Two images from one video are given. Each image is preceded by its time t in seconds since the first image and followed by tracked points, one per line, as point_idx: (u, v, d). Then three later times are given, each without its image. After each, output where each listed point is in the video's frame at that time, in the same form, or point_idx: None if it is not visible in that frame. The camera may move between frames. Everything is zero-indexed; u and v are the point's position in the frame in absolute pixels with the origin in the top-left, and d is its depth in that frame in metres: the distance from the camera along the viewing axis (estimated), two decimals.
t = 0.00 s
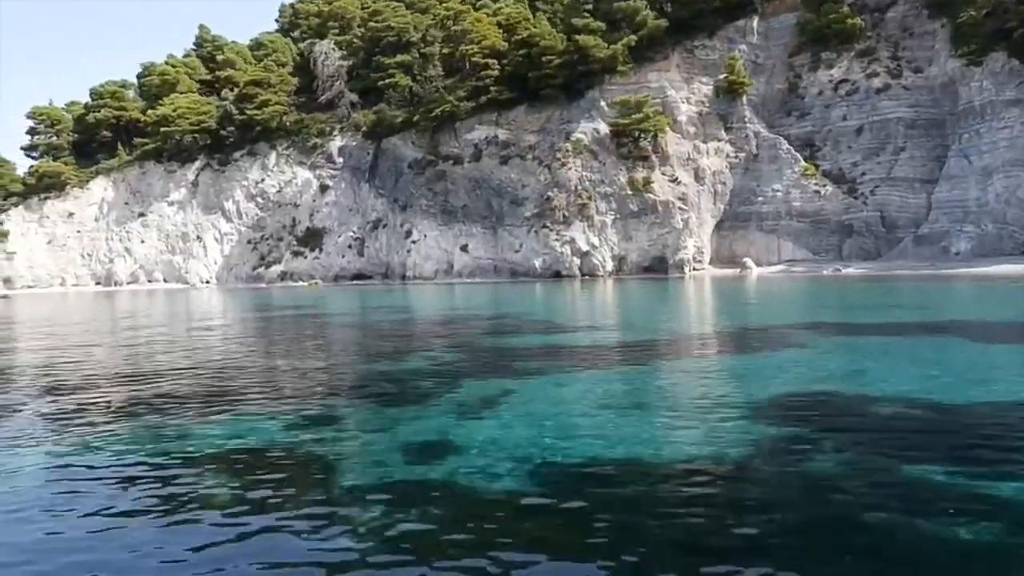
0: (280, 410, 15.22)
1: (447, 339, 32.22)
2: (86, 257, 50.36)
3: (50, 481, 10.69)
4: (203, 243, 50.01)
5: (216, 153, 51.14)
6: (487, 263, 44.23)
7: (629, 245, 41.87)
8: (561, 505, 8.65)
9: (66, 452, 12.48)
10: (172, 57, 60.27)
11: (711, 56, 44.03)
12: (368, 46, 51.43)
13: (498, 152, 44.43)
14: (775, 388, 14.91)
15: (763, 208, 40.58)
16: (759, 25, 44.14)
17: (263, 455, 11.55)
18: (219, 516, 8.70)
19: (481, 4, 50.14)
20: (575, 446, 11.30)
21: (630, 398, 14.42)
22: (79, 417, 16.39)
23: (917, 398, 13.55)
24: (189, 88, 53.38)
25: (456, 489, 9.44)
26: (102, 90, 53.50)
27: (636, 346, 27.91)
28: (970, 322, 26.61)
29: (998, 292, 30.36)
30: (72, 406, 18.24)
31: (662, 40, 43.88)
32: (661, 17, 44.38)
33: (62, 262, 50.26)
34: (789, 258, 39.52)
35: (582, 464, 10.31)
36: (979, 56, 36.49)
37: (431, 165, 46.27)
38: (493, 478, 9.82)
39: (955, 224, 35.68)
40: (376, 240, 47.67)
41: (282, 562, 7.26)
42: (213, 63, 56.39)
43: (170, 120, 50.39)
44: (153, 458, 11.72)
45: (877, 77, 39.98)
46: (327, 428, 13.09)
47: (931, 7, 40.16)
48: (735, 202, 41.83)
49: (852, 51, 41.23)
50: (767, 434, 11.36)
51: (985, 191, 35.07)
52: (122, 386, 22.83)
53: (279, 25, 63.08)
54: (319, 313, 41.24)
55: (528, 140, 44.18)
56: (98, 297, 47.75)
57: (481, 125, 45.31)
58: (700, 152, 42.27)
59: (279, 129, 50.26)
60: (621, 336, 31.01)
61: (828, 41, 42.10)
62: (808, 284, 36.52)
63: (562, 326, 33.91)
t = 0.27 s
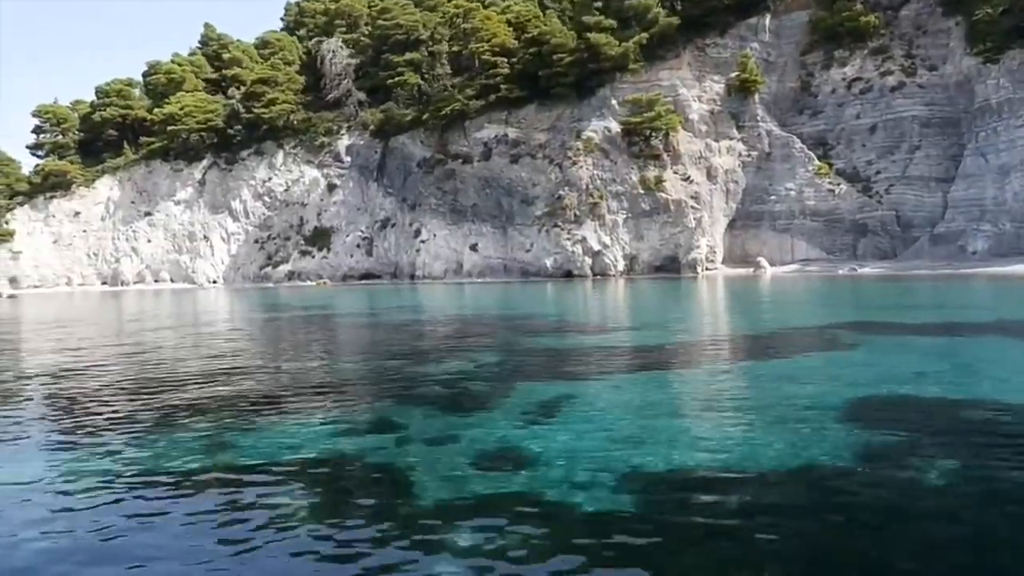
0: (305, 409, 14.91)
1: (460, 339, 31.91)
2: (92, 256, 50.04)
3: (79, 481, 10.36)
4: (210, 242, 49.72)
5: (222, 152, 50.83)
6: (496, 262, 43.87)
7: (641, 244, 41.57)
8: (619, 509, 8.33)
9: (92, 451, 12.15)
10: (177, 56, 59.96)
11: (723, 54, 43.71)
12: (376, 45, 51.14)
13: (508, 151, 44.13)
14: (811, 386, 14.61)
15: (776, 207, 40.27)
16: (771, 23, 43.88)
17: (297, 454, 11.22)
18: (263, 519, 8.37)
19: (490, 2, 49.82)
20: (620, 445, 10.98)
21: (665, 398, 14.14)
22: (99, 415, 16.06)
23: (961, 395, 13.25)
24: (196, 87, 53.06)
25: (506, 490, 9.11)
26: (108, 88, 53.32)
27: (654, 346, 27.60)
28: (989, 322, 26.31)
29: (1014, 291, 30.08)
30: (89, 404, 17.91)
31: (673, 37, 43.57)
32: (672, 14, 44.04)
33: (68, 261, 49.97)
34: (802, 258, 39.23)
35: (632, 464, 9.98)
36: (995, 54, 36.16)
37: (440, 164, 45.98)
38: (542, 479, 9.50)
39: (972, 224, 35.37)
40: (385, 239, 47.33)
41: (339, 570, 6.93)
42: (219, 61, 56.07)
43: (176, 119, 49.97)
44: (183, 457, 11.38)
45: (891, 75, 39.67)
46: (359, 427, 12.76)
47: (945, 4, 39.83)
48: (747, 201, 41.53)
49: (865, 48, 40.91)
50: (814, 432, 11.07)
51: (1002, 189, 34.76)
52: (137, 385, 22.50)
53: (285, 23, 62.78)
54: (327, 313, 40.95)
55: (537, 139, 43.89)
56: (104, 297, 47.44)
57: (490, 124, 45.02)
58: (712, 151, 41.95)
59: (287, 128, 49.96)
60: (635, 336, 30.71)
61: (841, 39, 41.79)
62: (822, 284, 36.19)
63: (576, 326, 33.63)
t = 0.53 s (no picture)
0: (326, 409, 14.67)
1: (470, 339, 31.63)
2: (96, 256, 49.74)
3: (107, 479, 10.12)
4: (215, 241, 49.43)
5: (228, 151, 50.55)
6: (504, 262, 43.56)
7: (651, 244, 41.33)
8: (672, 512, 8.09)
9: (116, 450, 11.91)
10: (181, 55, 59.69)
11: (733, 52, 43.45)
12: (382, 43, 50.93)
13: (516, 150, 43.89)
14: (840, 386, 14.43)
15: (787, 206, 40.02)
16: (781, 22, 43.68)
17: (328, 453, 10.98)
18: (304, 518, 8.13)
19: None
20: (659, 446, 10.75)
21: (694, 398, 13.94)
22: (116, 414, 15.81)
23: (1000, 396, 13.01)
24: (201, 86, 52.77)
25: (551, 492, 8.87)
26: (112, 87, 52.84)
27: (669, 347, 27.33)
28: (1006, 322, 26.05)
29: None
30: (104, 404, 17.66)
31: (683, 36, 43.29)
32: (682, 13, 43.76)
33: (72, 260, 49.70)
34: (813, 257, 38.99)
35: (676, 465, 9.74)
36: (1009, 52, 35.90)
37: (448, 164, 45.70)
38: (586, 480, 9.27)
39: (985, 223, 35.13)
40: (391, 239, 47.01)
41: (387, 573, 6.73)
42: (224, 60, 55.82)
43: (181, 118, 49.42)
44: (210, 456, 11.14)
45: (903, 73, 39.44)
46: (387, 427, 12.52)
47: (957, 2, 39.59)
48: (758, 200, 41.29)
49: (876, 47, 40.67)
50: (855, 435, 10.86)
51: (1016, 188, 34.50)
52: (149, 385, 22.25)
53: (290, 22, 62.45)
54: (334, 312, 40.68)
55: (546, 138, 43.65)
56: (109, 297, 47.15)
57: (498, 123, 44.78)
58: (723, 149, 41.69)
59: (293, 127, 49.66)
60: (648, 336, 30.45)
61: (852, 38, 41.56)
62: (834, 284, 35.94)
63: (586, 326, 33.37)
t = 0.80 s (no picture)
0: (353, 412, 14.33)
1: (484, 340, 31.26)
2: (102, 256, 49.39)
3: (138, 486, 9.75)
4: (221, 240, 49.07)
5: (234, 151, 50.20)
6: (514, 262, 43.20)
7: (663, 244, 40.98)
8: (740, 529, 7.74)
9: (142, 454, 11.54)
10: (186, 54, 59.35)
11: (744, 51, 43.11)
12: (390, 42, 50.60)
13: (526, 148, 43.55)
14: (881, 389, 14.10)
15: (801, 205, 39.67)
16: (793, 20, 43.37)
17: (365, 461, 10.61)
18: (355, 535, 7.78)
19: None
20: (708, 453, 10.40)
21: (731, 401, 13.61)
22: (135, 415, 15.45)
23: None
24: (207, 85, 52.43)
25: (608, 505, 8.53)
26: (117, 86, 52.46)
27: (686, 348, 26.98)
28: None
29: None
30: (120, 404, 17.28)
31: (695, 33, 42.93)
32: (694, 11, 43.41)
33: (78, 261, 49.35)
34: (827, 257, 38.63)
35: (730, 476, 9.40)
36: None
37: (457, 163, 45.36)
38: (641, 492, 8.92)
39: (1003, 222, 34.78)
40: (400, 239, 46.63)
41: None
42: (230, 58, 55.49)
43: (188, 116, 49.07)
44: (242, 462, 10.78)
45: (918, 71, 39.10)
46: (421, 432, 12.16)
47: None
48: (770, 200, 40.96)
49: (890, 45, 40.36)
50: (908, 443, 10.54)
51: None
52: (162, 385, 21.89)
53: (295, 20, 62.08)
54: (342, 312, 40.36)
55: (556, 136, 43.30)
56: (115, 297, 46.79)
57: (507, 122, 44.43)
58: (735, 148, 41.35)
59: (300, 126, 49.29)
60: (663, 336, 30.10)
61: (865, 36, 41.22)
62: (848, 284, 35.59)
63: (600, 326, 33.06)
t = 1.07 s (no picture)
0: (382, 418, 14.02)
1: (498, 341, 30.92)
2: (108, 256, 49.04)
3: (175, 506, 9.47)
4: (228, 240, 48.72)
5: (241, 150, 49.84)
6: (524, 262, 42.84)
7: (674, 244, 40.67)
8: (810, 551, 7.43)
9: (173, 467, 11.25)
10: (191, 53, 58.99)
11: (756, 49, 42.77)
12: (397, 40, 50.30)
13: (536, 147, 43.24)
14: (923, 395, 13.78)
15: (814, 205, 39.35)
16: (805, 18, 43.05)
17: (406, 480, 10.35)
18: (408, 561, 7.50)
19: None
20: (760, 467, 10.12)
21: (770, 407, 13.32)
22: (157, 421, 15.12)
23: None
24: (213, 84, 52.04)
25: (669, 525, 8.26)
26: (122, 84, 51.97)
27: (703, 348, 26.64)
28: None
29: None
30: (139, 407, 16.99)
31: (706, 32, 42.61)
32: (705, 8, 43.06)
33: (83, 261, 48.99)
34: (841, 256, 38.30)
35: (788, 491, 9.13)
36: None
37: (466, 162, 45.01)
38: (699, 510, 8.65)
39: (1020, 222, 34.45)
40: (408, 238, 46.25)
41: None
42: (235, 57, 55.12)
43: (195, 116, 48.50)
44: (279, 479, 10.51)
45: (932, 70, 38.81)
46: (458, 446, 11.86)
47: None
48: (783, 200, 40.66)
49: (904, 43, 40.08)
50: (963, 455, 10.25)
51: None
52: (177, 386, 21.60)
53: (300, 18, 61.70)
54: (349, 312, 40.08)
55: (566, 136, 42.97)
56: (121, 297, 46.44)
57: (517, 121, 44.09)
58: (747, 148, 41.05)
59: (307, 125, 48.93)
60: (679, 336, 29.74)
61: (878, 34, 40.93)
62: (860, 284, 35.31)
63: (614, 326, 32.78)
